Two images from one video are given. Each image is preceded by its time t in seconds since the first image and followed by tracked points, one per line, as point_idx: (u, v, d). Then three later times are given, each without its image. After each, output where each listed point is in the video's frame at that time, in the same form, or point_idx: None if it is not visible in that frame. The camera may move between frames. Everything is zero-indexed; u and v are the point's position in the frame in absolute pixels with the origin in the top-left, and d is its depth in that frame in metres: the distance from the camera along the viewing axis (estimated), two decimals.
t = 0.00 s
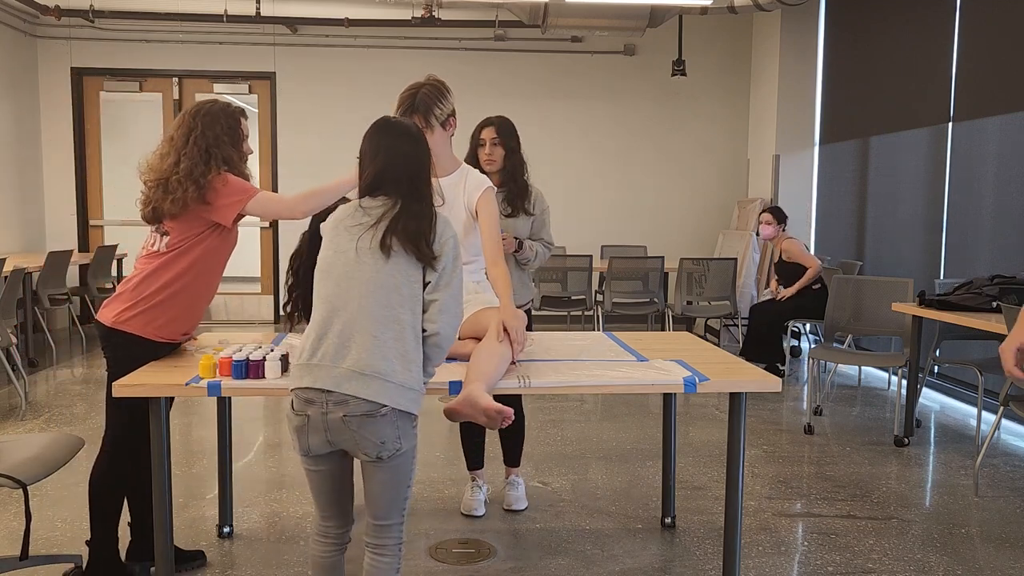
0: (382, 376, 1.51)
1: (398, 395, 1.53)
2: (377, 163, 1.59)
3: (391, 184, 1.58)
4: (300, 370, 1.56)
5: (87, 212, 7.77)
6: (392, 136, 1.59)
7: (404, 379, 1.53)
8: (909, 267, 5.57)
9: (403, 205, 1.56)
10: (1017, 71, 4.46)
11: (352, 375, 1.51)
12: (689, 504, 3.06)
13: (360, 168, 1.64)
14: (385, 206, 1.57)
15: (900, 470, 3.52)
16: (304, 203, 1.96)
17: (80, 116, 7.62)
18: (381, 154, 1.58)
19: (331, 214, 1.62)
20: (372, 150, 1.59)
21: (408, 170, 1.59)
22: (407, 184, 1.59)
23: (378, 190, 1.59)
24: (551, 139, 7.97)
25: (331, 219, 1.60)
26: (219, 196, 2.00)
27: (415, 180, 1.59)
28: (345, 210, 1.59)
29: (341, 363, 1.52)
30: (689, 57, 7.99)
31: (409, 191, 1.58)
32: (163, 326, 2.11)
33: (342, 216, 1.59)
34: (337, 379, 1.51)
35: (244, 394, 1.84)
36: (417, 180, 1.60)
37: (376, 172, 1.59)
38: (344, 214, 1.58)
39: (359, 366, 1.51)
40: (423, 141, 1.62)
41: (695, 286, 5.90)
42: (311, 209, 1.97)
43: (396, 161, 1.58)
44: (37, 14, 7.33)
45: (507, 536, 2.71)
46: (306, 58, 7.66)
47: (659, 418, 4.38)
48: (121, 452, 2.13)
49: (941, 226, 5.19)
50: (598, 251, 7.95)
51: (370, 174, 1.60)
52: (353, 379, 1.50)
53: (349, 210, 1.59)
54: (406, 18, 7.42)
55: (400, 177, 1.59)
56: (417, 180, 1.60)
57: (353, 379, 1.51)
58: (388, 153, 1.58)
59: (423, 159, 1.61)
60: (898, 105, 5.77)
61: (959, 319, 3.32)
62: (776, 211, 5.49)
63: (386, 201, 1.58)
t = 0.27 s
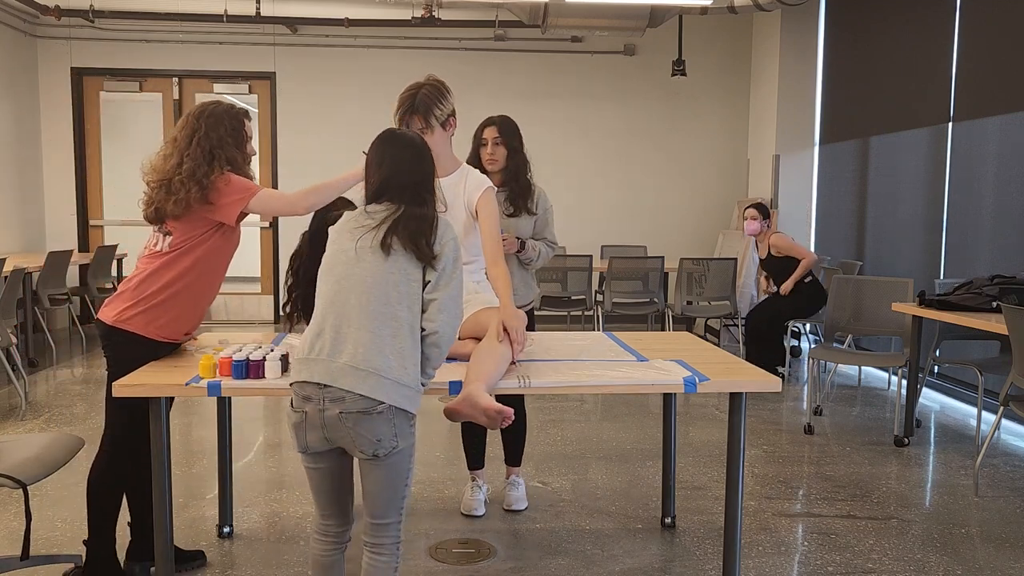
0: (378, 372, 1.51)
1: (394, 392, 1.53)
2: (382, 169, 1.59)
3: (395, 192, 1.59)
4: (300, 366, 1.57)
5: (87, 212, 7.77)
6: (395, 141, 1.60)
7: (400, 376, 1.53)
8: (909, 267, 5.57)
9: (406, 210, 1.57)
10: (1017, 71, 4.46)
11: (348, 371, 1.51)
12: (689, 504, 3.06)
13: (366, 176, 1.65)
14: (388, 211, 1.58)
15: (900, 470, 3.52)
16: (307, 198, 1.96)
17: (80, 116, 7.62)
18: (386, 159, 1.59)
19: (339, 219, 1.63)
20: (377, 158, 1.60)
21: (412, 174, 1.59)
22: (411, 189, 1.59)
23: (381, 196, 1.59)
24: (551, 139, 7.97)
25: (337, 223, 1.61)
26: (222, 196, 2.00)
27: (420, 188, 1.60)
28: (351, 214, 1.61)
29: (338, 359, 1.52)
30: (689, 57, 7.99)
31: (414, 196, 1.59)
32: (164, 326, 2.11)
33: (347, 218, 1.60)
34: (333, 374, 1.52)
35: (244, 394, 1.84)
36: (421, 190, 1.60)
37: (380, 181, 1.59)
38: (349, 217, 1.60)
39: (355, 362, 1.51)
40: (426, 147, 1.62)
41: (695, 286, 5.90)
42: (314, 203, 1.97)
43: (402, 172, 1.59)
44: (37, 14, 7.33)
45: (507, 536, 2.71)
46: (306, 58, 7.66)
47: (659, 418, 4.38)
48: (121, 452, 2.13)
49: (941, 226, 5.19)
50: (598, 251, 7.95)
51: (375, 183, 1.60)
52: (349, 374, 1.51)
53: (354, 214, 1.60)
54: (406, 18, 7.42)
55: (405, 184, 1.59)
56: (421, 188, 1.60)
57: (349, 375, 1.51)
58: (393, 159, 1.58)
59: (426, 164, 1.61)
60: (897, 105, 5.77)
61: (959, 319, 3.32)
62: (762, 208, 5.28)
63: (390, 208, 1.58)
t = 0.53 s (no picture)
0: (377, 370, 1.51)
1: (393, 390, 1.52)
2: (386, 172, 1.60)
3: (398, 194, 1.59)
4: (300, 364, 1.57)
5: (87, 212, 7.77)
6: (398, 143, 1.61)
7: (399, 374, 1.53)
8: (909, 267, 5.58)
9: (409, 211, 1.57)
10: (1017, 71, 4.47)
11: (349, 369, 1.51)
12: (689, 503, 3.06)
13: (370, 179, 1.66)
14: (391, 214, 1.58)
15: (900, 470, 3.52)
16: (309, 194, 1.95)
17: (80, 116, 7.62)
18: (390, 161, 1.59)
19: (342, 221, 1.64)
20: (382, 161, 1.60)
21: (415, 176, 1.59)
22: (414, 192, 1.59)
23: (384, 200, 1.60)
24: (551, 139, 7.97)
25: (341, 225, 1.62)
26: (224, 195, 2.00)
27: (423, 191, 1.60)
28: (354, 216, 1.61)
29: (338, 357, 1.52)
30: (689, 57, 7.99)
31: (416, 199, 1.59)
32: (165, 326, 2.11)
33: (351, 220, 1.61)
34: (334, 372, 1.52)
35: (244, 393, 1.84)
36: (425, 193, 1.60)
37: (384, 184, 1.60)
38: (353, 219, 1.61)
39: (355, 359, 1.51)
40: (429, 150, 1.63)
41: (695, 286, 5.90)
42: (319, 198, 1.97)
43: (406, 176, 1.59)
44: (37, 14, 7.33)
45: (507, 536, 2.71)
46: (306, 58, 7.66)
47: (659, 418, 4.38)
48: (121, 452, 2.13)
49: (941, 226, 5.19)
50: (598, 250, 7.95)
51: (378, 186, 1.60)
52: (349, 372, 1.51)
53: (358, 216, 1.61)
54: (406, 18, 7.43)
55: (408, 187, 1.59)
56: (425, 190, 1.60)
57: (349, 373, 1.51)
58: (396, 162, 1.59)
59: (429, 167, 1.61)
60: (897, 105, 5.77)
61: (959, 319, 3.32)
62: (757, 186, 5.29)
63: (393, 210, 1.58)
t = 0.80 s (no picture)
0: (378, 369, 1.51)
1: (394, 389, 1.52)
2: (387, 173, 1.60)
3: (399, 195, 1.59)
4: (301, 364, 1.57)
5: (87, 212, 7.77)
6: (399, 143, 1.60)
7: (399, 374, 1.53)
8: (909, 267, 5.57)
9: (410, 212, 1.57)
10: (1017, 71, 4.47)
11: (349, 368, 1.51)
12: (689, 503, 3.06)
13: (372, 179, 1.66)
14: (392, 215, 1.58)
15: (900, 470, 3.52)
16: (310, 185, 2.00)
17: (80, 116, 7.62)
18: (392, 162, 1.59)
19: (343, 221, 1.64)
20: (383, 163, 1.60)
21: (416, 177, 1.59)
22: (415, 193, 1.59)
23: (385, 202, 1.60)
24: (551, 139, 7.97)
25: (342, 226, 1.62)
26: (225, 194, 2.00)
27: (425, 193, 1.60)
28: (356, 217, 1.61)
29: (339, 356, 1.52)
30: (689, 57, 7.99)
31: (417, 201, 1.59)
32: (165, 325, 2.11)
33: (352, 221, 1.61)
34: (334, 371, 1.52)
35: (244, 394, 1.84)
36: (426, 194, 1.60)
37: (386, 184, 1.60)
38: (354, 220, 1.61)
39: (356, 359, 1.51)
40: (431, 151, 1.62)
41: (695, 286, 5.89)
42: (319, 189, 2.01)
43: (407, 176, 1.59)
44: (37, 14, 7.33)
45: (507, 536, 2.71)
46: (306, 58, 7.66)
47: (659, 418, 4.38)
48: (121, 452, 2.13)
49: (941, 226, 5.19)
50: (598, 251, 7.95)
51: (380, 187, 1.61)
52: (350, 371, 1.51)
53: (359, 217, 1.61)
54: (406, 18, 7.43)
55: (409, 189, 1.59)
56: (426, 191, 1.60)
57: (350, 372, 1.51)
58: (398, 163, 1.59)
59: (431, 167, 1.61)
60: (897, 105, 5.77)
61: (959, 319, 3.32)
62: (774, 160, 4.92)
63: (394, 210, 1.58)
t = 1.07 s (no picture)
0: (379, 369, 1.51)
1: (394, 389, 1.52)
2: (387, 175, 1.60)
3: (399, 196, 1.59)
4: (301, 364, 1.57)
5: (87, 212, 7.77)
6: (399, 144, 1.61)
7: (399, 374, 1.53)
8: (909, 267, 5.57)
9: (410, 212, 1.57)
10: (1017, 71, 4.47)
11: (350, 367, 1.51)
12: (689, 504, 3.06)
13: (372, 179, 1.66)
14: (392, 215, 1.58)
15: (900, 470, 3.52)
16: (312, 177, 2.00)
17: (80, 116, 7.62)
18: (393, 164, 1.59)
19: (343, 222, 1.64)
20: (383, 163, 1.60)
21: (416, 178, 1.59)
22: (415, 194, 1.59)
23: (384, 204, 1.60)
24: (551, 139, 7.97)
25: (343, 228, 1.62)
26: (226, 193, 2.00)
27: (425, 193, 1.60)
28: (355, 217, 1.61)
29: (339, 356, 1.52)
30: (689, 57, 7.99)
31: (417, 201, 1.59)
32: (166, 324, 2.11)
33: (351, 221, 1.61)
34: (335, 371, 1.52)
35: (244, 394, 1.84)
36: (425, 194, 1.60)
37: (386, 184, 1.60)
38: (353, 220, 1.61)
39: (356, 358, 1.51)
40: (430, 153, 1.62)
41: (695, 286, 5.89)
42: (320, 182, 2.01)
43: (407, 176, 1.59)
44: (37, 14, 7.33)
45: (507, 536, 2.71)
46: (306, 58, 7.66)
47: (659, 418, 4.38)
48: (121, 452, 2.13)
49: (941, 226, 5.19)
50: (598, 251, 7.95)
51: (380, 187, 1.61)
52: (350, 371, 1.51)
53: (359, 217, 1.62)
54: (406, 18, 7.43)
55: (409, 189, 1.59)
56: (426, 191, 1.61)
57: (350, 372, 1.51)
58: (398, 164, 1.59)
59: (432, 168, 1.62)
60: (897, 105, 5.77)
61: (959, 319, 3.32)
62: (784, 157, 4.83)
63: (394, 211, 1.58)
